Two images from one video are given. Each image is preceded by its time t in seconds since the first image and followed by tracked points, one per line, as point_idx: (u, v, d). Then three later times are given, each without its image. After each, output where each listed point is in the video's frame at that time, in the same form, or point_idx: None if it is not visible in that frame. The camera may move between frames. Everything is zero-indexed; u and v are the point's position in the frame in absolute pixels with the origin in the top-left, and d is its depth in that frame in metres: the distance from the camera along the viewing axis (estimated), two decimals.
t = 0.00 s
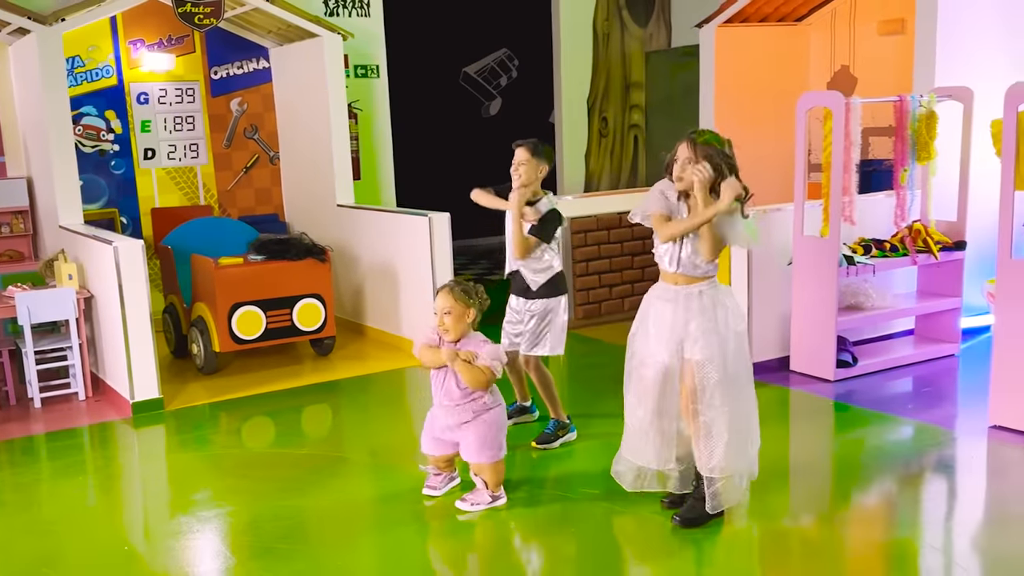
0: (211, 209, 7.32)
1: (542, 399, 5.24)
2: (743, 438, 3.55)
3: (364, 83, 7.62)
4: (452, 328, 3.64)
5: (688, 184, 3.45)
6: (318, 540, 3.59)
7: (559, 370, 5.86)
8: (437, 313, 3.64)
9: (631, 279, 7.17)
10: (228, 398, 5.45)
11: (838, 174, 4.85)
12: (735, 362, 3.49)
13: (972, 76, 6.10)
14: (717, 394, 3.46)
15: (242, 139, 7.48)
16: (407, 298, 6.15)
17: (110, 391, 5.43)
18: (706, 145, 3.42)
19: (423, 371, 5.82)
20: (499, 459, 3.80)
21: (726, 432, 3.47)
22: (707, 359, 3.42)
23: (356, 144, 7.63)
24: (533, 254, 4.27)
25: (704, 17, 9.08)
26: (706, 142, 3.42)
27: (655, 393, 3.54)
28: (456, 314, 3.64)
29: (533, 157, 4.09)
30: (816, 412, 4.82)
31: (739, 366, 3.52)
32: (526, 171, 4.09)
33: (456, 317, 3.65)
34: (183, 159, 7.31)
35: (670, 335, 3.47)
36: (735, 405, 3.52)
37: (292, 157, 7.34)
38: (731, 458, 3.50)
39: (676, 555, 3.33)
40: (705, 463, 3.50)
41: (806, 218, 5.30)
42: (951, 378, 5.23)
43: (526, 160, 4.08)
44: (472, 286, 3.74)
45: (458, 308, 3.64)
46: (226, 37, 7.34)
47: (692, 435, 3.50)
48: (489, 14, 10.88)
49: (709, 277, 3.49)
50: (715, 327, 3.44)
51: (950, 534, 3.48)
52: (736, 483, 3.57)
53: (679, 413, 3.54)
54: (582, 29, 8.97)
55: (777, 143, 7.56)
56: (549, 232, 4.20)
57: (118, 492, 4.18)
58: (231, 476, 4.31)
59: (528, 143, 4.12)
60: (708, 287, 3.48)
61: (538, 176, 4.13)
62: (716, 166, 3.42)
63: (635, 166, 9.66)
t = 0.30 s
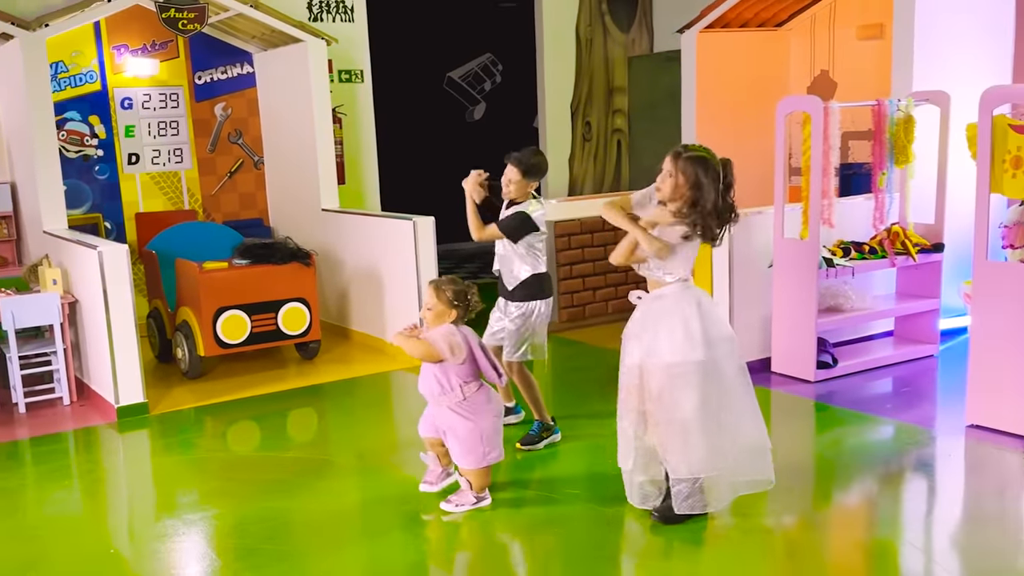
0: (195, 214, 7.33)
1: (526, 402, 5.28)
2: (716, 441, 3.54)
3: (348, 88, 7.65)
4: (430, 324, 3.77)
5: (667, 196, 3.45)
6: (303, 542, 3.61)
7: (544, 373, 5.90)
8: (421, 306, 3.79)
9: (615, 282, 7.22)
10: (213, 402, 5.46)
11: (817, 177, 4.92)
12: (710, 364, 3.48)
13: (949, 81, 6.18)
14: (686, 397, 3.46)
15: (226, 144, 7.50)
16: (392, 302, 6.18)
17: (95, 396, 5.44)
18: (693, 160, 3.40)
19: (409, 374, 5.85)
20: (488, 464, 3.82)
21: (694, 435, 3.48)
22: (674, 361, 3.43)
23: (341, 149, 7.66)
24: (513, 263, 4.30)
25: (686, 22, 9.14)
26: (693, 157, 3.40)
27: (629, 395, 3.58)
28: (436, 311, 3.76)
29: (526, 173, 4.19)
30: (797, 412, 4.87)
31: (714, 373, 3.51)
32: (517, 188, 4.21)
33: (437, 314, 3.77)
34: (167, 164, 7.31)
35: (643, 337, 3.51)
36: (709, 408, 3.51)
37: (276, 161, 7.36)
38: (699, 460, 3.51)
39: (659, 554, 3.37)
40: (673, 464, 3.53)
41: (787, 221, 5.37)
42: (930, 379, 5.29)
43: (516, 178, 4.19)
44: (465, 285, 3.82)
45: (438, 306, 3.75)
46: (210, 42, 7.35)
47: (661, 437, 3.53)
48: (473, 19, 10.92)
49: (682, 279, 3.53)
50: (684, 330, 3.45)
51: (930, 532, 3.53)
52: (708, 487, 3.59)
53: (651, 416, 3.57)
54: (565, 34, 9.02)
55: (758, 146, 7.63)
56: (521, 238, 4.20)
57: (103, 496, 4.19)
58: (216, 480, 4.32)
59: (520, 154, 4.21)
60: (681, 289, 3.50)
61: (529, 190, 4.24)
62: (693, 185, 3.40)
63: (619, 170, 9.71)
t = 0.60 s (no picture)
0: (178, 221, 7.32)
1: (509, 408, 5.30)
2: (675, 452, 3.56)
3: (331, 95, 7.66)
4: (417, 333, 3.77)
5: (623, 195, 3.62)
6: (286, 550, 3.61)
7: (527, 379, 5.92)
8: (405, 316, 3.76)
9: (598, 287, 7.25)
10: (196, 410, 5.46)
11: (797, 184, 4.97)
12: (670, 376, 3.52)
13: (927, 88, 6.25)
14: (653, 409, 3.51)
15: (209, 151, 7.50)
16: (376, 309, 6.19)
17: (77, 404, 5.42)
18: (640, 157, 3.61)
19: (392, 381, 5.86)
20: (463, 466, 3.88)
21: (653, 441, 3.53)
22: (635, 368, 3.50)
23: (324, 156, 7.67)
24: (479, 266, 4.34)
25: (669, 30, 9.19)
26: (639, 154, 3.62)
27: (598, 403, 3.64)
28: (423, 319, 3.76)
29: (505, 179, 4.26)
30: (778, 417, 4.91)
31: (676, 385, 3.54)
32: (494, 190, 4.29)
33: (424, 322, 3.77)
34: (150, 171, 7.30)
35: (608, 343, 3.60)
36: (671, 420, 3.54)
37: (260, 168, 7.37)
38: (657, 467, 3.56)
39: (641, 560, 3.39)
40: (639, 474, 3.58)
41: (767, 227, 5.42)
42: (909, 383, 5.35)
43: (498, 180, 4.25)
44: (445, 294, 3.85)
45: (426, 314, 3.76)
46: (193, 50, 7.35)
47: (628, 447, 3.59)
48: (456, 26, 10.95)
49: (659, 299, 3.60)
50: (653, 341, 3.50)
51: (910, 535, 3.57)
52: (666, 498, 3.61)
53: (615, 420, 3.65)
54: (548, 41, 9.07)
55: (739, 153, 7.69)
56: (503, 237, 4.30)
57: (85, 505, 4.18)
58: (199, 487, 4.32)
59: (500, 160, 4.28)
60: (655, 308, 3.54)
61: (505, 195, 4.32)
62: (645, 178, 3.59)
63: (602, 176, 9.75)
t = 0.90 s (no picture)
0: (163, 227, 7.31)
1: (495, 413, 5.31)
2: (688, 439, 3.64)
3: (317, 101, 7.67)
4: (409, 340, 3.76)
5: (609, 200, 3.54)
6: (272, 557, 3.61)
7: (513, 384, 5.94)
8: (396, 325, 3.76)
9: (584, 293, 7.28)
10: (181, 416, 5.45)
11: (779, 190, 5.01)
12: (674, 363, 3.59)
13: (908, 95, 6.31)
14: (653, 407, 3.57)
15: (194, 157, 7.49)
16: (361, 315, 6.20)
17: (61, 411, 5.40)
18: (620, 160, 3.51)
19: (378, 387, 5.86)
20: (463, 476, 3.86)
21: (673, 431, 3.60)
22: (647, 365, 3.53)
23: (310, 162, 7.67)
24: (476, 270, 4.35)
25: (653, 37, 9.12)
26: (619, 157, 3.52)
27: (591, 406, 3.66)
28: (414, 326, 3.75)
29: (478, 177, 4.15)
30: (762, 422, 4.94)
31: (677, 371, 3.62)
32: (471, 191, 4.16)
33: (415, 329, 3.76)
34: (135, 177, 7.29)
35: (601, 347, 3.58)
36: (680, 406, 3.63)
37: (245, 174, 7.37)
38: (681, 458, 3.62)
39: (626, 565, 3.41)
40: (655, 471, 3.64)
41: (750, 233, 5.46)
42: (891, 387, 5.39)
43: (471, 181, 4.14)
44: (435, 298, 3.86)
45: (416, 321, 3.75)
46: (178, 56, 7.35)
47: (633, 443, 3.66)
48: (442, 32, 10.98)
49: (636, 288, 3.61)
50: (646, 339, 3.54)
51: (893, 538, 3.61)
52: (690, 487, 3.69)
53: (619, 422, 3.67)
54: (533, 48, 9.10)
55: (724, 159, 7.74)
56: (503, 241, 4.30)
57: (69, 512, 4.17)
58: (184, 494, 4.31)
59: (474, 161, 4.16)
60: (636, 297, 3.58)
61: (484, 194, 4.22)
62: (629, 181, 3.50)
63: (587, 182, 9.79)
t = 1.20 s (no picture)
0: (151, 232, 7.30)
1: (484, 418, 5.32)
2: (663, 456, 3.57)
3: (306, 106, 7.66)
4: (392, 344, 3.78)
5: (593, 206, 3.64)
6: (260, 562, 3.61)
7: (502, 389, 5.94)
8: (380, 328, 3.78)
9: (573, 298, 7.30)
10: (169, 422, 5.44)
11: (766, 196, 5.03)
12: (656, 377, 3.56)
13: (894, 101, 6.34)
14: (631, 411, 3.55)
15: (183, 162, 7.49)
16: (350, 320, 6.20)
17: (48, 416, 5.39)
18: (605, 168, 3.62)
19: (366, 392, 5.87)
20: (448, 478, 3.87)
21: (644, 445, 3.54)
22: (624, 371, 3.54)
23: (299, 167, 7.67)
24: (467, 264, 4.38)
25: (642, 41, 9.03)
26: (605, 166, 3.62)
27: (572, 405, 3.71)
28: (398, 330, 3.77)
29: (475, 172, 4.26)
30: (749, 426, 4.96)
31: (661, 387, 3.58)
32: (469, 187, 4.28)
33: (398, 334, 3.78)
34: (123, 182, 7.28)
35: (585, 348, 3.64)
36: (659, 422, 3.57)
37: (234, 179, 7.36)
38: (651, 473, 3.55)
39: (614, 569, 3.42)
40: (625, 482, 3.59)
41: (738, 238, 5.47)
42: (878, 391, 5.42)
43: (469, 176, 4.25)
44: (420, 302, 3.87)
45: (400, 325, 3.77)
46: (166, 61, 7.34)
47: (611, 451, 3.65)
48: (431, 38, 10.99)
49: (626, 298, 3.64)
50: (630, 347, 3.55)
51: (879, 541, 3.63)
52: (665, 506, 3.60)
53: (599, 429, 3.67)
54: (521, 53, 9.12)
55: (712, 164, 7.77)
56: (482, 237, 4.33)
57: (56, 518, 4.15)
58: (172, 500, 4.30)
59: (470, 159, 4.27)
60: (627, 309, 3.60)
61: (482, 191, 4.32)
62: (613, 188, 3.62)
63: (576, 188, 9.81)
